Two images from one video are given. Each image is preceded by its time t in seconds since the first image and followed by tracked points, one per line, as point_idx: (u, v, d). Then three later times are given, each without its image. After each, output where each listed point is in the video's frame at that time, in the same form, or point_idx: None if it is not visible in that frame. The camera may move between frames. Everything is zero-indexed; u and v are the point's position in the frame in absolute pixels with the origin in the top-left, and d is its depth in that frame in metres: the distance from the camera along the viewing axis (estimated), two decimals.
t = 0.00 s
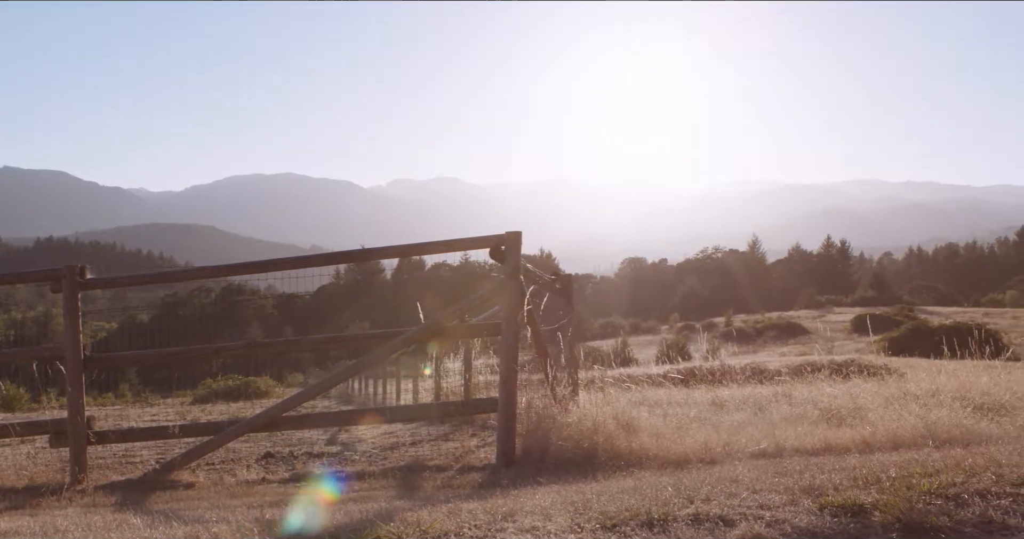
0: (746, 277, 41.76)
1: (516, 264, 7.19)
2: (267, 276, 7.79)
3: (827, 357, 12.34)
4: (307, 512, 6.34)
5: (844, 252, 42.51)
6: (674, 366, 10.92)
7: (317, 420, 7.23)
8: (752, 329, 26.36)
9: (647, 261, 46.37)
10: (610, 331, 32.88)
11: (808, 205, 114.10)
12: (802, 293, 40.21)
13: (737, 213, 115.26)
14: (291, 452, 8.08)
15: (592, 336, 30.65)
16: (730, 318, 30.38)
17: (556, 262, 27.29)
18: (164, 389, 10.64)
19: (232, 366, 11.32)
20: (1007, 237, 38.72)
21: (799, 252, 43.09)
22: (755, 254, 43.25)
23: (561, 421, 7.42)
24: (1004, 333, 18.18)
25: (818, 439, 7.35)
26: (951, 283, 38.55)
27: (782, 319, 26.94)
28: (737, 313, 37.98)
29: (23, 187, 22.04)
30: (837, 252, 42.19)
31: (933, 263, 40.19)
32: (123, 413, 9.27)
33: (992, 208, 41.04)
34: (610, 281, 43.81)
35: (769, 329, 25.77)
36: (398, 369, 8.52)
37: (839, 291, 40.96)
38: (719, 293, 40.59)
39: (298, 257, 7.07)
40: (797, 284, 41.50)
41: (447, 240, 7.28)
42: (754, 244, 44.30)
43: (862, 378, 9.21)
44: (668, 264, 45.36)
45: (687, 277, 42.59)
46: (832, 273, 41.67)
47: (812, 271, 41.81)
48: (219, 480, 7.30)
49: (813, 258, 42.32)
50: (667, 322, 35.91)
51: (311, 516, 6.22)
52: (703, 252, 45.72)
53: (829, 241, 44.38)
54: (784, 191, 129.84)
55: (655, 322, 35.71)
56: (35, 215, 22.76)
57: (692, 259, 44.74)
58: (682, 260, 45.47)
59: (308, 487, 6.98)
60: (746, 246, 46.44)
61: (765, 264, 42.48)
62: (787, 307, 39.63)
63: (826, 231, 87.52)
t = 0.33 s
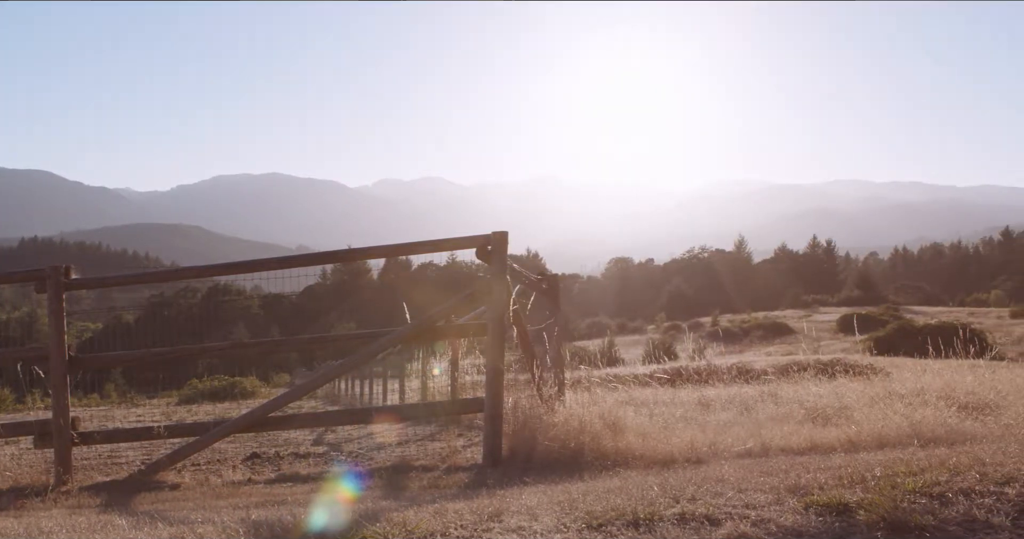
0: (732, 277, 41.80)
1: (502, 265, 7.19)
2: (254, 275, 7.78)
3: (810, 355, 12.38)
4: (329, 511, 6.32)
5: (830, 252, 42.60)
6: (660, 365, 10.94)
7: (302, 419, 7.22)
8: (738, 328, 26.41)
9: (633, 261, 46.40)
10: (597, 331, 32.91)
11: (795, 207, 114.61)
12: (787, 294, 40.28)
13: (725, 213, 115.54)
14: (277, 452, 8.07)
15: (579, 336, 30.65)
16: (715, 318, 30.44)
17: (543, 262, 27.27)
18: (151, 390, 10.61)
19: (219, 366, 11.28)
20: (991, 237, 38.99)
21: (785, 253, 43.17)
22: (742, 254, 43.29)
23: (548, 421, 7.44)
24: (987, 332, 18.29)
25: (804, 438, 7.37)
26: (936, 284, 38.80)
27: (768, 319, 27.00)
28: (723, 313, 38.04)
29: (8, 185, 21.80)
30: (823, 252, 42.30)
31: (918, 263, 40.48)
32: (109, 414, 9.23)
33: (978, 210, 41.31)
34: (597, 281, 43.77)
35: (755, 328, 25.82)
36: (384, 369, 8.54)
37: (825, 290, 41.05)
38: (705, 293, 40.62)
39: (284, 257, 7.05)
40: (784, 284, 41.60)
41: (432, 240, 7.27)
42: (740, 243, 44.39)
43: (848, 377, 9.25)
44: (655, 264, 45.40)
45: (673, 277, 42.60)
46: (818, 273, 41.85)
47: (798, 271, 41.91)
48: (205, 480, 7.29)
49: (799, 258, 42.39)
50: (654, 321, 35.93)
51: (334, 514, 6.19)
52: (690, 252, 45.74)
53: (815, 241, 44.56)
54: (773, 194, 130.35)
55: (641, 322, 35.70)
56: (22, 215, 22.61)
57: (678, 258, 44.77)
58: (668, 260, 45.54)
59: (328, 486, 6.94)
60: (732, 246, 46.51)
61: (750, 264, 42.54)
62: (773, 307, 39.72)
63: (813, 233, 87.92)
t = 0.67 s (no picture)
0: (718, 277, 41.87)
1: (488, 264, 7.19)
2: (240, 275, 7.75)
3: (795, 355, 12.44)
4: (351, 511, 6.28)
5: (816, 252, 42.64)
6: (646, 365, 10.96)
7: (288, 419, 7.20)
8: (724, 328, 26.47)
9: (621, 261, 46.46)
10: (584, 331, 32.91)
11: (784, 209, 115.23)
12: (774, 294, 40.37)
13: (714, 213, 115.89)
14: (264, 453, 8.05)
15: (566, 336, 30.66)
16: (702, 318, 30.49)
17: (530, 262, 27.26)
18: (137, 390, 10.57)
19: (206, 366, 11.25)
20: (977, 238, 39.29)
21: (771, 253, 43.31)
22: (728, 254, 43.40)
23: (535, 421, 7.44)
24: (971, 331, 18.44)
25: (790, 438, 7.39)
26: (921, 284, 39.05)
27: (755, 319, 27.07)
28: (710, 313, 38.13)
29: None
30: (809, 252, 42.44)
31: (904, 263, 40.77)
32: (95, 415, 9.19)
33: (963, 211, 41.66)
34: (585, 281, 43.80)
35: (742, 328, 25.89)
36: (371, 370, 8.53)
37: (812, 290, 41.07)
38: (692, 293, 40.69)
39: (271, 257, 7.04)
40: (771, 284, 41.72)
41: (419, 240, 7.26)
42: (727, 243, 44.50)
43: (833, 376, 9.29)
44: (642, 264, 45.48)
45: (660, 277, 42.66)
46: (803, 272, 42.07)
47: (784, 271, 42.03)
48: (190, 481, 7.27)
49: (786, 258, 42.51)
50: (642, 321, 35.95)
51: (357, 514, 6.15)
52: (677, 252, 45.82)
53: (801, 241, 44.78)
54: (761, 196, 130.98)
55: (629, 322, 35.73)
56: (7, 213, 22.41)
57: (665, 258, 44.85)
58: (656, 260, 45.64)
59: (347, 485, 6.89)
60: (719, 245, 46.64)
61: (737, 264, 42.63)
62: (760, 307, 39.80)
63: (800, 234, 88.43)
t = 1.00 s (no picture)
0: (705, 277, 42.01)
1: (475, 264, 7.20)
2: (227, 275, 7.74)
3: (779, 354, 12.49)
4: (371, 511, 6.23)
5: (803, 252, 42.94)
6: (633, 364, 10.99)
7: (275, 419, 7.18)
8: (711, 328, 26.53)
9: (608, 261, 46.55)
10: (570, 331, 32.91)
11: (772, 210, 115.68)
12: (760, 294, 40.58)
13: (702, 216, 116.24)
14: (251, 453, 8.04)
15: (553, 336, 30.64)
16: (689, 318, 30.53)
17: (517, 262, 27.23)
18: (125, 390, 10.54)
19: (194, 366, 11.23)
20: (962, 238, 39.52)
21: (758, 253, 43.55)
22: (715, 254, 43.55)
23: (522, 421, 7.45)
24: (955, 330, 18.56)
25: (777, 438, 7.41)
26: (907, 283, 39.12)
27: (742, 319, 27.15)
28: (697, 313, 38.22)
29: None
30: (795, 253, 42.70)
31: (890, 262, 41.09)
32: (82, 416, 9.15)
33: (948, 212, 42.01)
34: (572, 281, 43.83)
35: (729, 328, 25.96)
36: (359, 370, 8.54)
37: (798, 290, 41.35)
38: (679, 293, 40.80)
39: (258, 257, 7.02)
40: (757, 284, 41.92)
41: (406, 240, 7.25)
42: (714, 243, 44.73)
43: (819, 376, 9.33)
44: (629, 264, 45.56)
45: (647, 277, 42.73)
46: (789, 272, 42.16)
47: (771, 271, 42.25)
48: (177, 482, 7.25)
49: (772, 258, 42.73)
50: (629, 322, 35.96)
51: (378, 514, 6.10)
52: (664, 252, 45.93)
53: (788, 241, 45.00)
54: (750, 197, 131.45)
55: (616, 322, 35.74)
56: None
57: (653, 258, 44.94)
58: (643, 260, 45.63)
59: (364, 485, 6.83)
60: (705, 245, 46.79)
61: (723, 264, 42.79)
62: (746, 307, 39.96)
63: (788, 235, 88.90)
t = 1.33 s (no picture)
0: (692, 277, 42.16)
1: (463, 264, 7.20)
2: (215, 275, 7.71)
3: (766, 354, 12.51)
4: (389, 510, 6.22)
5: (790, 253, 43.18)
6: (620, 364, 11.00)
7: (261, 420, 7.16)
8: (699, 328, 26.56)
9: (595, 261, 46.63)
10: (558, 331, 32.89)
11: (761, 210, 116.01)
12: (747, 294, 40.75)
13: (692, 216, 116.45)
14: (238, 454, 8.03)
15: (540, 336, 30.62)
16: (676, 318, 30.54)
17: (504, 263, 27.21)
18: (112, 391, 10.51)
19: (182, 366, 11.20)
20: (949, 238, 39.74)
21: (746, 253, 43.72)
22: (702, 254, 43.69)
23: (510, 422, 7.45)
24: (941, 330, 18.64)
25: (764, 437, 7.42)
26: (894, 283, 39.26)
27: (729, 318, 27.21)
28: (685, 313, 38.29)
29: None
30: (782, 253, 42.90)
31: (877, 261, 41.34)
32: (69, 417, 9.12)
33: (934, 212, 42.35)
34: (560, 280, 43.86)
35: (716, 328, 26.00)
36: (346, 370, 8.53)
37: (785, 290, 41.55)
38: (667, 293, 40.90)
39: (244, 257, 6.99)
40: (744, 284, 42.08)
41: (394, 240, 7.24)
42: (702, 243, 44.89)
43: (806, 375, 9.36)
44: (617, 264, 45.64)
45: (635, 277, 42.83)
46: (776, 272, 42.26)
47: (757, 271, 42.44)
48: (164, 483, 7.24)
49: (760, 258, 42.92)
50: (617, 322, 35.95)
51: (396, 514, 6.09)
52: (652, 252, 46.06)
53: (776, 241, 45.20)
54: (739, 198, 131.73)
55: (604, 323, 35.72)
56: None
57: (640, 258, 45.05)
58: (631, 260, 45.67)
59: (383, 483, 6.81)
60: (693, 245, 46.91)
61: (710, 264, 42.95)
62: (733, 307, 40.11)
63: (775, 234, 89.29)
